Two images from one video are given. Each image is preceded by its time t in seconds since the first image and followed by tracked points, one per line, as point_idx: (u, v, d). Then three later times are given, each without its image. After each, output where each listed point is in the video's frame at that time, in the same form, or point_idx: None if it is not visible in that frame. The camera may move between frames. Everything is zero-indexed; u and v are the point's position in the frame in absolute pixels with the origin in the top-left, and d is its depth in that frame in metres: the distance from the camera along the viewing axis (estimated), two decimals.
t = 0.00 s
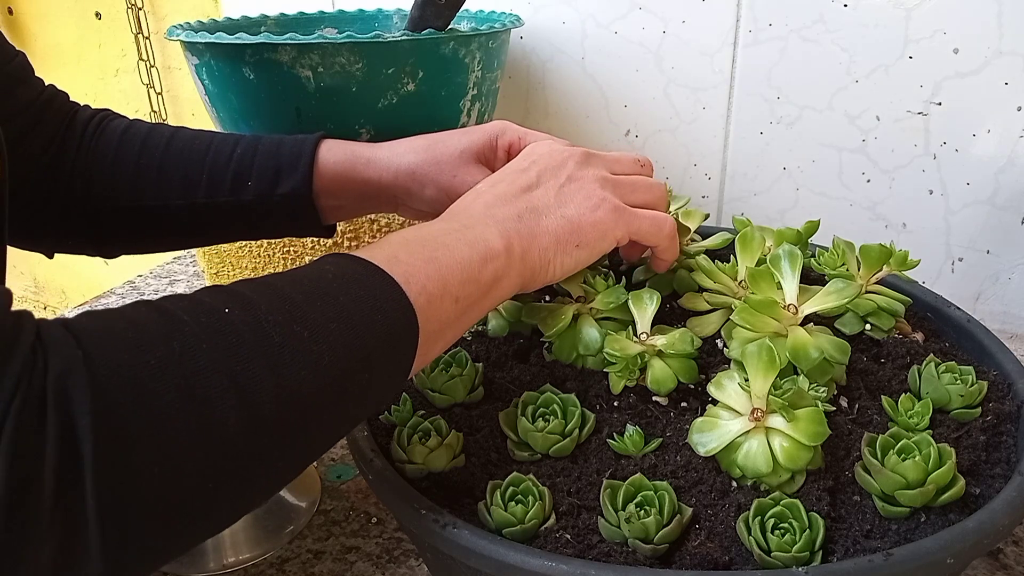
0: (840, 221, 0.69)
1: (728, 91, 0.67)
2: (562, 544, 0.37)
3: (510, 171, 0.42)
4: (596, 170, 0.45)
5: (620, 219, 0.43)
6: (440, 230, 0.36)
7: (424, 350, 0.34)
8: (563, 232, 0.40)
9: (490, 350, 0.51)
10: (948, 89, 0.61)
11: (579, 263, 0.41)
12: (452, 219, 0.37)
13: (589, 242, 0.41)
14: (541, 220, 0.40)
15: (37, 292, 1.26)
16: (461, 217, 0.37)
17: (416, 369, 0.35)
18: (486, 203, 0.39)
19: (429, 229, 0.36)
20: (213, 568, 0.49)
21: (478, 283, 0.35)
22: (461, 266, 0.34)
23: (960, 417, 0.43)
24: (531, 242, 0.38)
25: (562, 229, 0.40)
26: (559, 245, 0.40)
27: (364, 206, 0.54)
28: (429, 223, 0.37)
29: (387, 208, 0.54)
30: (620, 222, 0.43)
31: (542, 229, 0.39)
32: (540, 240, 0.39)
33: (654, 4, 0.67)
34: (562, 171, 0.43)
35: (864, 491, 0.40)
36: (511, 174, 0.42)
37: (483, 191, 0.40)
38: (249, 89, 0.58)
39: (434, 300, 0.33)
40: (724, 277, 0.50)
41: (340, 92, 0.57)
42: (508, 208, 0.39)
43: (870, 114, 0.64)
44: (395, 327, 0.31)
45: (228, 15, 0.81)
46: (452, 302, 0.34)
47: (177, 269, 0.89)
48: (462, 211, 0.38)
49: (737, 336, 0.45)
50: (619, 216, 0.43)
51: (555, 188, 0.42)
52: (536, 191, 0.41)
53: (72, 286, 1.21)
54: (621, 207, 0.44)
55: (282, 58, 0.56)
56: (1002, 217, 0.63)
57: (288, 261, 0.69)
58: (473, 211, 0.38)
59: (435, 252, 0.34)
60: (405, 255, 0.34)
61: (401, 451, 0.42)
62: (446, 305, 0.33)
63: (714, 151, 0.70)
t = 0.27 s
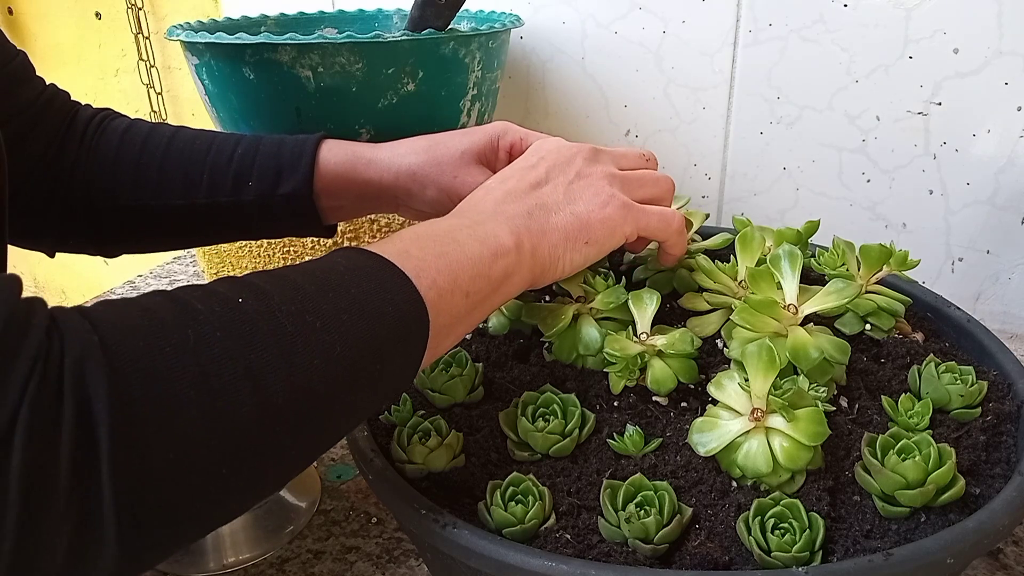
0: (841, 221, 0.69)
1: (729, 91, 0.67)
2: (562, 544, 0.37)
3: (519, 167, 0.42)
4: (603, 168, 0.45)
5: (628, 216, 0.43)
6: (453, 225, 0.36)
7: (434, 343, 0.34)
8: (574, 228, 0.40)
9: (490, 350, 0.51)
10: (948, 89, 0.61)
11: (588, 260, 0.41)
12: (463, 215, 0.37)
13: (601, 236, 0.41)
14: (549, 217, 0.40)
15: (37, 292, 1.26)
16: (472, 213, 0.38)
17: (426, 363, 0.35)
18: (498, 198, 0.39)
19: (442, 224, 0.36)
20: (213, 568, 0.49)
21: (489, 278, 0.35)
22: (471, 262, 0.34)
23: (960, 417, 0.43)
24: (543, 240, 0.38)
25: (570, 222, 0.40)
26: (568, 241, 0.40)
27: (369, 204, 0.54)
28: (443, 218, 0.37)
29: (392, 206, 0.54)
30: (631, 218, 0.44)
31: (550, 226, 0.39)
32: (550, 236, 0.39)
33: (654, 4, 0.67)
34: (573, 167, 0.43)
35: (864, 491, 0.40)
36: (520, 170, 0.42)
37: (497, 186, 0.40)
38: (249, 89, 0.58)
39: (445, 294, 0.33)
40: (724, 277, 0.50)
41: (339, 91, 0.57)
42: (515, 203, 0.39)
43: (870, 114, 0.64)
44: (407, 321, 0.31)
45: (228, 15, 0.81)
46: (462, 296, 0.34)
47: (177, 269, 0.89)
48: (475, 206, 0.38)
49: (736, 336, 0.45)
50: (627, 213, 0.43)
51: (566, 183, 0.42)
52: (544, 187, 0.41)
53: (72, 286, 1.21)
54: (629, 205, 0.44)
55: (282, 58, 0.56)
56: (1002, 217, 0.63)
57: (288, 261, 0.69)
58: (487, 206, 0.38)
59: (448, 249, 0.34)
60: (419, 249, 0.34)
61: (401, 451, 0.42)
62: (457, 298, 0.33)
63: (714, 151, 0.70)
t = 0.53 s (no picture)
0: (841, 221, 0.69)
1: (729, 91, 0.67)
2: (562, 544, 0.37)
3: (524, 173, 0.42)
4: (609, 175, 0.45)
5: (632, 226, 0.43)
6: (455, 233, 0.36)
7: (435, 351, 0.34)
8: (579, 242, 0.40)
9: (490, 350, 0.51)
10: (949, 89, 0.61)
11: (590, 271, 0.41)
12: (467, 223, 0.37)
13: (604, 251, 0.41)
14: (554, 229, 0.40)
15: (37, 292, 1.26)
16: (475, 221, 0.37)
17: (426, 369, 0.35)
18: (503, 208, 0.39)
19: (444, 232, 0.36)
20: (213, 568, 0.49)
21: (492, 284, 0.35)
22: (474, 271, 0.34)
23: (960, 417, 0.43)
24: (547, 252, 0.39)
25: (576, 237, 0.40)
26: (571, 253, 0.40)
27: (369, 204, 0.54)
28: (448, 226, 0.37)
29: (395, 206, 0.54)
30: (636, 230, 0.44)
31: (555, 239, 0.39)
32: (553, 247, 0.39)
33: (654, 4, 0.67)
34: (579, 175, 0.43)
35: (864, 491, 0.40)
36: (526, 175, 0.42)
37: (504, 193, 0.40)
38: (249, 89, 0.58)
39: (447, 303, 0.33)
40: (724, 277, 0.50)
41: (339, 92, 0.57)
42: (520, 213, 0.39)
43: (870, 114, 0.64)
44: (407, 329, 0.31)
45: (228, 15, 0.81)
46: (465, 305, 0.34)
47: (177, 269, 0.89)
48: (480, 214, 0.38)
49: (737, 336, 0.45)
50: (631, 222, 0.43)
51: (574, 193, 0.42)
52: (549, 196, 0.41)
53: (72, 286, 1.21)
54: (633, 215, 0.44)
55: (282, 58, 0.56)
56: (1002, 217, 0.63)
57: (288, 261, 0.69)
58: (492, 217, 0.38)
59: (448, 256, 0.34)
60: (421, 257, 0.34)
61: (401, 451, 0.42)
62: (460, 308, 0.33)
63: (714, 151, 0.70)
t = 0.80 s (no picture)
0: (841, 222, 0.69)
1: (728, 91, 0.67)
2: (561, 544, 0.37)
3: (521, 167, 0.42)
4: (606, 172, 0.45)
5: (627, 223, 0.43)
6: (454, 229, 0.36)
7: (424, 350, 0.33)
8: (573, 239, 0.40)
9: (490, 350, 0.51)
10: (948, 89, 0.61)
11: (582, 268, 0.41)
12: (466, 217, 0.37)
13: (604, 247, 0.42)
14: (548, 225, 0.39)
15: (37, 292, 1.27)
16: (472, 216, 0.37)
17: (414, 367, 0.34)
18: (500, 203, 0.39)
19: (444, 225, 0.36)
20: (213, 568, 0.49)
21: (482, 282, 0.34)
22: (466, 269, 0.34)
23: (960, 417, 0.43)
24: (539, 251, 0.38)
25: (573, 232, 0.40)
26: (563, 250, 0.40)
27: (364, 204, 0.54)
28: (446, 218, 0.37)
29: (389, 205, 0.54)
30: (640, 225, 0.44)
31: (547, 233, 0.39)
32: (545, 245, 0.39)
33: (654, 4, 0.67)
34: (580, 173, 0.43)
35: (864, 491, 0.40)
36: (523, 170, 0.41)
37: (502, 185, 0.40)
38: (249, 89, 0.58)
39: (439, 302, 0.33)
40: (724, 277, 0.50)
41: (339, 91, 0.57)
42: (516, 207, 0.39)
43: (870, 114, 0.64)
44: (395, 328, 0.31)
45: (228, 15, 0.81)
46: (455, 304, 0.33)
47: (177, 269, 0.89)
48: (476, 206, 0.38)
49: (737, 335, 0.45)
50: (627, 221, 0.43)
51: (572, 189, 0.42)
52: (544, 191, 0.41)
53: (72, 286, 1.21)
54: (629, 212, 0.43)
55: (282, 58, 0.56)
56: (1002, 217, 0.63)
57: (288, 261, 0.69)
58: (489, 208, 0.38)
59: (445, 252, 0.34)
60: (417, 250, 0.34)
61: (401, 452, 0.42)
62: (451, 306, 0.33)
63: (714, 151, 0.70)
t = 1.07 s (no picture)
0: (840, 222, 0.69)
1: (728, 91, 0.67)
2: (561, 544, 0.37)
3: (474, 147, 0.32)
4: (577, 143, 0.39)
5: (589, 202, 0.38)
6: (397, 203, 0.30)
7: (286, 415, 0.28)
8: (515, 236, 0.32)
9: (490, 350, 0.51)
10: (948, 89, 0.61)
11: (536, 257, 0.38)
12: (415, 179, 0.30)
13: (575, 213, 0.35)
14: (500, 208, 0.32)
15: (37, 291, 1.27)
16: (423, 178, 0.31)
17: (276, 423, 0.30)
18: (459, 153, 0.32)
19: (384, 199, 0.30)
20: (213, 568, 0.49)
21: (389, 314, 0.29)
22: (376, 297, 0.29)
23: (960, 417, 0.43)
24: (455, 284, 0.31)
25: (522, 186, 0.32)
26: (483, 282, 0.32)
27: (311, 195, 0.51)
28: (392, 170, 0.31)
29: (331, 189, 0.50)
30: (614, 163, 0.38)
31: (491, 219, 0.31)
32: (477, 260, 0.31)
33: (654, 4, 0.67)
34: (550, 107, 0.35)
35: (864, 491, 0.40)
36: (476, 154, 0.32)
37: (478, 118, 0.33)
38: (249, 89, 0.58)
39: (332, 337, 0.28)
40: (724, 276, 0.50)
41: (339, 91, 0.57)
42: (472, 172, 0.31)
43: (870, 114, 0.64)
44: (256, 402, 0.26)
45: (228, 15, 0.81)
46: (331, 370, 0.28)
47: (177, 269, 0.89)
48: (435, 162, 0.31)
49: (737, 336, 0.45)
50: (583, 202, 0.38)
51: (525, 125, 0.33)
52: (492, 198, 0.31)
53: (71, 286, 1.21)
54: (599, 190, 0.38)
55: (282, 58, 0.56)
56: (1002, 217, 0.63)
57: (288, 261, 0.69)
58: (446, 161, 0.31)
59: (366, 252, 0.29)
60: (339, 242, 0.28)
61: (401, 451, 0.42)
62: (343, 343, 0.28)
63: (714, 151, 0.70)
